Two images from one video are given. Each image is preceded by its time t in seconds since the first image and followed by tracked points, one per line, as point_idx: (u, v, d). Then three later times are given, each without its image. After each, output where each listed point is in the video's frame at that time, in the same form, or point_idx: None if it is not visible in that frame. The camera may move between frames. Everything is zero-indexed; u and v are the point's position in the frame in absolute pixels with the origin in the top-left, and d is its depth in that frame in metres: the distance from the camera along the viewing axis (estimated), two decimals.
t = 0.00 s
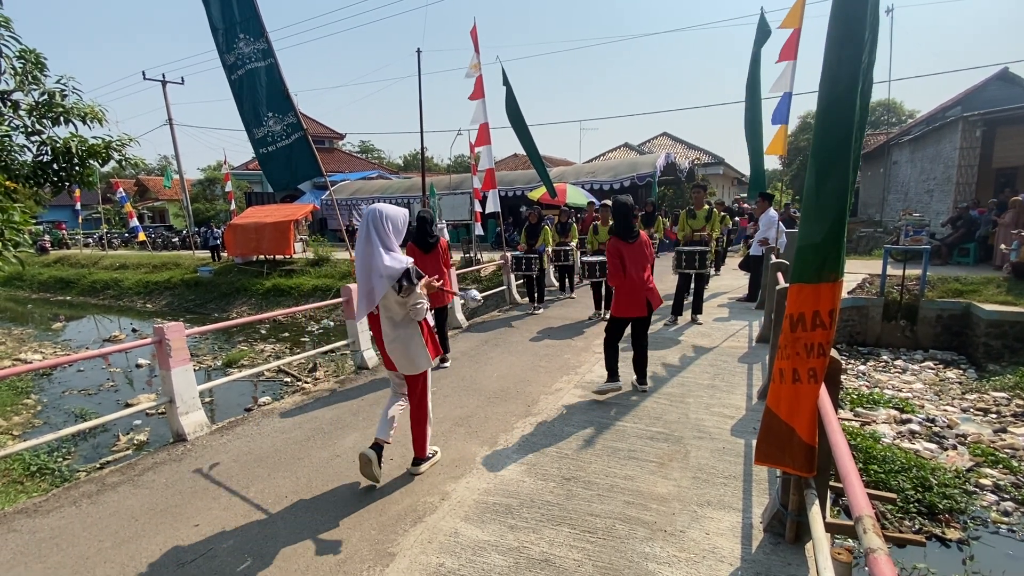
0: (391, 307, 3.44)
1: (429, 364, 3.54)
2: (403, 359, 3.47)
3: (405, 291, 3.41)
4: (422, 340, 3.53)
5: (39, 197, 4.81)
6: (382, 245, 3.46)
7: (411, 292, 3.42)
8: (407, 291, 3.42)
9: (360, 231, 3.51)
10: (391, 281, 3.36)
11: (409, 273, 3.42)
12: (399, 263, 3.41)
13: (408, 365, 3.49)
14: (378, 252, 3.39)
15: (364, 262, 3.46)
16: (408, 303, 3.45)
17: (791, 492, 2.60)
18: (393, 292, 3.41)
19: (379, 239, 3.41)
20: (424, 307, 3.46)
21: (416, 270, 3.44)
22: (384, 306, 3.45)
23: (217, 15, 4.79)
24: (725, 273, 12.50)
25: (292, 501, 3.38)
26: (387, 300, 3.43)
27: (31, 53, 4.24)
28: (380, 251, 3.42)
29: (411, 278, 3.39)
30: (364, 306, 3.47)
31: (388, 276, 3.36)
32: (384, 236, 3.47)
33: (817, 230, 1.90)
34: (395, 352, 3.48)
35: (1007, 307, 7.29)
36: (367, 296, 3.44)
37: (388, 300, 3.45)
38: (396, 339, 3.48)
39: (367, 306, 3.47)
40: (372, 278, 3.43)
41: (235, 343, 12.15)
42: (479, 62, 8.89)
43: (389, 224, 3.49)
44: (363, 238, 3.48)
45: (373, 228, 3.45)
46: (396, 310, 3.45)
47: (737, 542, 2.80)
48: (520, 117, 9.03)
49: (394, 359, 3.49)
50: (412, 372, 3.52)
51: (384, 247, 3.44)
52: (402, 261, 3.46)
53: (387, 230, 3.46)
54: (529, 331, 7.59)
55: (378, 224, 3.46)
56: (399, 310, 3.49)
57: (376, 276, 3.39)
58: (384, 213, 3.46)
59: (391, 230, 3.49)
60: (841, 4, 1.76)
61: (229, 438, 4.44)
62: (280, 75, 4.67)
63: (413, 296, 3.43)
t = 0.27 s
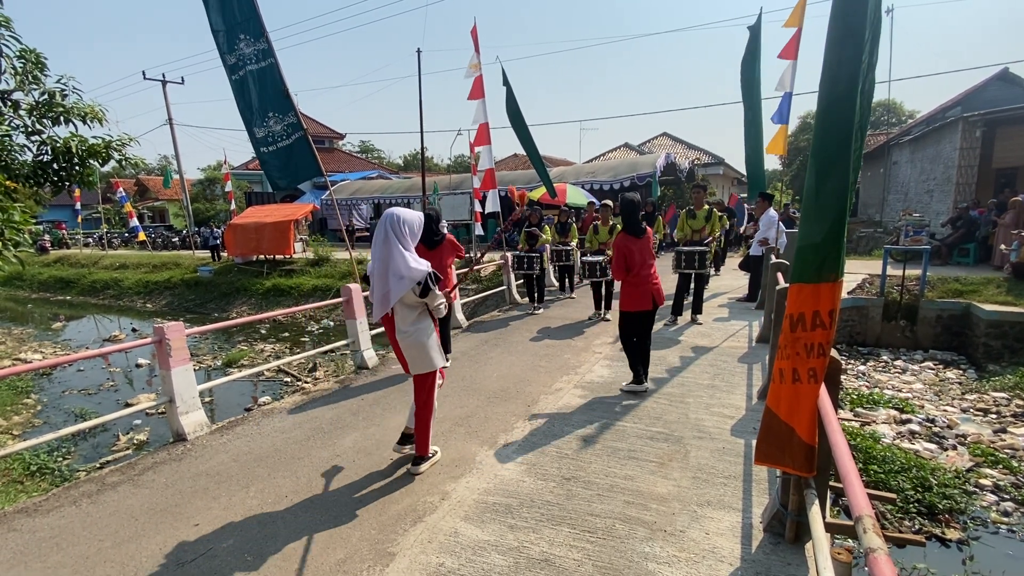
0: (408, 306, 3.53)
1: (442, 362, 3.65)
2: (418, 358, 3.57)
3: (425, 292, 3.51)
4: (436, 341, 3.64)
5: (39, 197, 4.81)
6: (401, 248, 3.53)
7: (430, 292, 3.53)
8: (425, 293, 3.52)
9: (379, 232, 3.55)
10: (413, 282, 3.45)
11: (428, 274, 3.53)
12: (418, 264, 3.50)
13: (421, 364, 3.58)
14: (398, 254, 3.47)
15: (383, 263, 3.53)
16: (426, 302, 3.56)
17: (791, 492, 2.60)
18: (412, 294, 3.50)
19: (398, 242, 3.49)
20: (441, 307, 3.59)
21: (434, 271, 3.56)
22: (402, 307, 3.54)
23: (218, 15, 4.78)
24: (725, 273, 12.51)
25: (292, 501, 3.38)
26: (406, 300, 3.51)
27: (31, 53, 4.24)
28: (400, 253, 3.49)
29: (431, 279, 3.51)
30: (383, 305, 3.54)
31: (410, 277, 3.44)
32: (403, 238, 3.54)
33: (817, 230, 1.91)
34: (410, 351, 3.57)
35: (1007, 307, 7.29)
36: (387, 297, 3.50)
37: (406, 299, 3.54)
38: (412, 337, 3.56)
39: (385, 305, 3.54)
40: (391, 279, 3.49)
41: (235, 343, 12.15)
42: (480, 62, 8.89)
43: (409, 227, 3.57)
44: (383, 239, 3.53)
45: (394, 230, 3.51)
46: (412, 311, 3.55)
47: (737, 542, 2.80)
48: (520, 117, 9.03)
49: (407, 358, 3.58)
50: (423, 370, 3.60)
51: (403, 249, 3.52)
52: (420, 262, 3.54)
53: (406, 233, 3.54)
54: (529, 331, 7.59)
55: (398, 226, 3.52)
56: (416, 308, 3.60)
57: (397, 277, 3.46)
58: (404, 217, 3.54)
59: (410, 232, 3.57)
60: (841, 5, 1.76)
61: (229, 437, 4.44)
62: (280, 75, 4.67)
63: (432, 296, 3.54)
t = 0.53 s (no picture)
0: (413, 301, 3.55)
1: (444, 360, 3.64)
2: (418, 353, 3.57)
3: (428, 287, 3.51)
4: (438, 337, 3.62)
5: (39, 196, 4.81)
6: (409, 243, 3.55)
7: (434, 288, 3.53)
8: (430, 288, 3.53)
9: (388, 227, 3.59)
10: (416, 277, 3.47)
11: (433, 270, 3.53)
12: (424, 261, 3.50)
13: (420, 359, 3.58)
14: (403, 249, 3.49)
15: (391, 257, 3.57)
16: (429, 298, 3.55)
17: (791, 492, 2.59)
18: (416, 288, 3.51)
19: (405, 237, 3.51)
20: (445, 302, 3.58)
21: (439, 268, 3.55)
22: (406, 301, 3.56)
23: (220, 16, 4.79)
24: (724, 273, 12.52)
25: (291, 501, 3.38)
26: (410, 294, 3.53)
27: (31, 53, 4.24)
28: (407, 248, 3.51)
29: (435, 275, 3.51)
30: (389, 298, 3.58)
31: (414, 272, 3.46)
32: (411, 234, 3.55)
33: (817, 231, 1.90)
34: (410, 346, 3.58)
35: (1006, 308, 7.30)
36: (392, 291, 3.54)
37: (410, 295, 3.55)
38: (415, 331, 3.58)
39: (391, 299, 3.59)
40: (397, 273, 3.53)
41: (235, 343, 12.16)
42: (480, 63, 8.90)
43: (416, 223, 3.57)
44: (392, 234, 3.56)
45: (401, 225, 3.53)
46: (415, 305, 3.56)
47: (736, 542, 2.80)
48: (520, 117, 9.04)
49: (408, 352, 3.59)
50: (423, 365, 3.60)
51: (410, 245, 3.54)
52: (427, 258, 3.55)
53: (414, 229, 3.55)
54: (529, 331, 7.59)
55: (405, 222, 3.54)
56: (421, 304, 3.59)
57: (403, 271, 3.49)
58: (411, 213, 3.56)
59: (417, 228, 3.58)
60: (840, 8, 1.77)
61: (229, 437, 4.44)
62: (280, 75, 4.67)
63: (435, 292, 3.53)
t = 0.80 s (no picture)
0: (423, 304, 3.69)
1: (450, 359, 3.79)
2: (426, 353, 3.72)
3: (436, 291, 3.63)
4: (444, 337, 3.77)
5: (38, 196, 4.81)
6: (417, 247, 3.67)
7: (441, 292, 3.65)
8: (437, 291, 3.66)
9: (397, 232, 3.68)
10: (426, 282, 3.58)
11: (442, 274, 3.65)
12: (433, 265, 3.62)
13: (428, 359, 3.72)
14: (412, 253, 3.61)
15: (400, 260, 3.68)
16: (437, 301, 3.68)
17: (790, 492, 2.60)
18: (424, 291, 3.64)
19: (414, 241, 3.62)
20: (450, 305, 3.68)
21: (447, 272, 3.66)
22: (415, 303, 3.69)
23: (219, 16, 4.79)
24: (724, 273, 12.53)
25: (291, 501, 3.38)
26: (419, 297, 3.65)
27: (30, 52, 4.23)
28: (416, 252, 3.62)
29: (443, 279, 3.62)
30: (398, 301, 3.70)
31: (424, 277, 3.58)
32: (421, 239, 3.67)
33: (817, 231, 1.91)
34: (419, 346, 3.72)
35: (1005, 308, 7.30)
36: (401, 294, 3.66)
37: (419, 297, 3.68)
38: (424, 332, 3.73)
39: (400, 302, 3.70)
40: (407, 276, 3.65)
41: (234, 343, 12.15)
42: (479, 63, 8.90)
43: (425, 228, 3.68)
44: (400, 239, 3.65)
45: (411, 231, 3.62)
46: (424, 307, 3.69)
47: (735, 543, 2.80)
48: (520, 117, 9.04)
49: (417, 352, 3.73)
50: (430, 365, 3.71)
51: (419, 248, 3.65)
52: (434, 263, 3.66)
53: (422, 234, 3.66)
54: (529, 331, 7.59)
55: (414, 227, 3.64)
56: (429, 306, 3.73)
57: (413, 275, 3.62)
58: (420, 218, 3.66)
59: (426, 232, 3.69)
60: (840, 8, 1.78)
61: (228, 437, 4.44)
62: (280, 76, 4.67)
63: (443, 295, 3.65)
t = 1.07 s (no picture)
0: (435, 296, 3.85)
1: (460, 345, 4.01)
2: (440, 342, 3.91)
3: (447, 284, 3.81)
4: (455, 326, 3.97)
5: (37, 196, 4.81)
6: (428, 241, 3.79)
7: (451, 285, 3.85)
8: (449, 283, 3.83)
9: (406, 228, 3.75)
10: (439, 277, 3.72)
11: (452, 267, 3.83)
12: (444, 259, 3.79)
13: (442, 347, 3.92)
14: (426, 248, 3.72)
15: (412, 255, 3.78)
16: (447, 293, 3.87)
17: (789, 493, 2.60)
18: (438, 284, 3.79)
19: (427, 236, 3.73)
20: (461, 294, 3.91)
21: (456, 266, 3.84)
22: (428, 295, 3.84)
23: (218, 19, 4.79)
24: (723, 274, 12.53)
25: (289, 501, 3.38)
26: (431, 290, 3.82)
27: (29, 52, 4.23)
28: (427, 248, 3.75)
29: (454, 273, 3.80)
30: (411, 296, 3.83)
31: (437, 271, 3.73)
32: (430, 235, 3.79)
33: (816, 232, 1.91)
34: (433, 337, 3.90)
35: (1003, 309, 7.31)
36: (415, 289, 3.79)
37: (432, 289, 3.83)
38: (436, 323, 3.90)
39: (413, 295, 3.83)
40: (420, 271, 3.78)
41: (233, 343, 12.14)
42: (479, 63, 8.90)
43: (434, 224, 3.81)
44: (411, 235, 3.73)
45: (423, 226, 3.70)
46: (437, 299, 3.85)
47: (734, 543, 2.80)
48: (520, 118, 9.05)
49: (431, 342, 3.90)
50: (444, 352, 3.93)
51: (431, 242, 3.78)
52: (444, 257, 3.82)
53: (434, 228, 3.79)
54: (528, 332, 7.59)
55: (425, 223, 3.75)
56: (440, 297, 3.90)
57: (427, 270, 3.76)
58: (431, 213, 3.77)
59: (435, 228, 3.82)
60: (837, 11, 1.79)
61: (226, 438, 4.43)
62: (280, 77, 4.68)
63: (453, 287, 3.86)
